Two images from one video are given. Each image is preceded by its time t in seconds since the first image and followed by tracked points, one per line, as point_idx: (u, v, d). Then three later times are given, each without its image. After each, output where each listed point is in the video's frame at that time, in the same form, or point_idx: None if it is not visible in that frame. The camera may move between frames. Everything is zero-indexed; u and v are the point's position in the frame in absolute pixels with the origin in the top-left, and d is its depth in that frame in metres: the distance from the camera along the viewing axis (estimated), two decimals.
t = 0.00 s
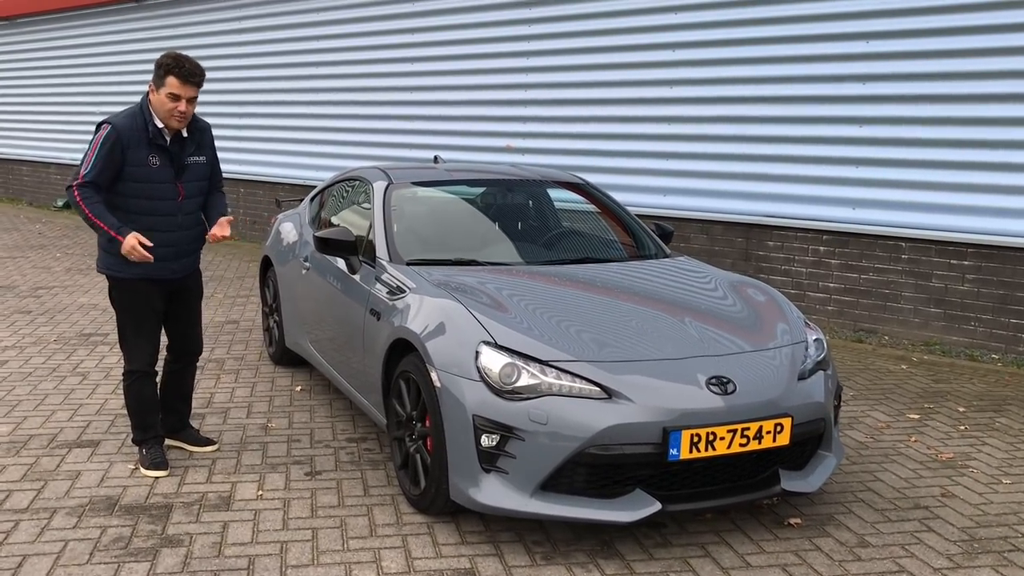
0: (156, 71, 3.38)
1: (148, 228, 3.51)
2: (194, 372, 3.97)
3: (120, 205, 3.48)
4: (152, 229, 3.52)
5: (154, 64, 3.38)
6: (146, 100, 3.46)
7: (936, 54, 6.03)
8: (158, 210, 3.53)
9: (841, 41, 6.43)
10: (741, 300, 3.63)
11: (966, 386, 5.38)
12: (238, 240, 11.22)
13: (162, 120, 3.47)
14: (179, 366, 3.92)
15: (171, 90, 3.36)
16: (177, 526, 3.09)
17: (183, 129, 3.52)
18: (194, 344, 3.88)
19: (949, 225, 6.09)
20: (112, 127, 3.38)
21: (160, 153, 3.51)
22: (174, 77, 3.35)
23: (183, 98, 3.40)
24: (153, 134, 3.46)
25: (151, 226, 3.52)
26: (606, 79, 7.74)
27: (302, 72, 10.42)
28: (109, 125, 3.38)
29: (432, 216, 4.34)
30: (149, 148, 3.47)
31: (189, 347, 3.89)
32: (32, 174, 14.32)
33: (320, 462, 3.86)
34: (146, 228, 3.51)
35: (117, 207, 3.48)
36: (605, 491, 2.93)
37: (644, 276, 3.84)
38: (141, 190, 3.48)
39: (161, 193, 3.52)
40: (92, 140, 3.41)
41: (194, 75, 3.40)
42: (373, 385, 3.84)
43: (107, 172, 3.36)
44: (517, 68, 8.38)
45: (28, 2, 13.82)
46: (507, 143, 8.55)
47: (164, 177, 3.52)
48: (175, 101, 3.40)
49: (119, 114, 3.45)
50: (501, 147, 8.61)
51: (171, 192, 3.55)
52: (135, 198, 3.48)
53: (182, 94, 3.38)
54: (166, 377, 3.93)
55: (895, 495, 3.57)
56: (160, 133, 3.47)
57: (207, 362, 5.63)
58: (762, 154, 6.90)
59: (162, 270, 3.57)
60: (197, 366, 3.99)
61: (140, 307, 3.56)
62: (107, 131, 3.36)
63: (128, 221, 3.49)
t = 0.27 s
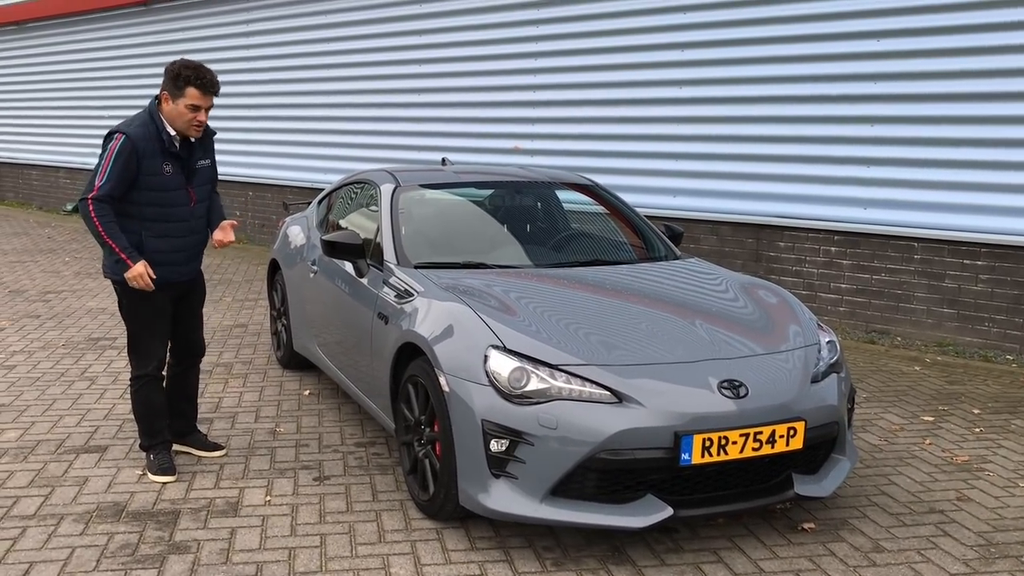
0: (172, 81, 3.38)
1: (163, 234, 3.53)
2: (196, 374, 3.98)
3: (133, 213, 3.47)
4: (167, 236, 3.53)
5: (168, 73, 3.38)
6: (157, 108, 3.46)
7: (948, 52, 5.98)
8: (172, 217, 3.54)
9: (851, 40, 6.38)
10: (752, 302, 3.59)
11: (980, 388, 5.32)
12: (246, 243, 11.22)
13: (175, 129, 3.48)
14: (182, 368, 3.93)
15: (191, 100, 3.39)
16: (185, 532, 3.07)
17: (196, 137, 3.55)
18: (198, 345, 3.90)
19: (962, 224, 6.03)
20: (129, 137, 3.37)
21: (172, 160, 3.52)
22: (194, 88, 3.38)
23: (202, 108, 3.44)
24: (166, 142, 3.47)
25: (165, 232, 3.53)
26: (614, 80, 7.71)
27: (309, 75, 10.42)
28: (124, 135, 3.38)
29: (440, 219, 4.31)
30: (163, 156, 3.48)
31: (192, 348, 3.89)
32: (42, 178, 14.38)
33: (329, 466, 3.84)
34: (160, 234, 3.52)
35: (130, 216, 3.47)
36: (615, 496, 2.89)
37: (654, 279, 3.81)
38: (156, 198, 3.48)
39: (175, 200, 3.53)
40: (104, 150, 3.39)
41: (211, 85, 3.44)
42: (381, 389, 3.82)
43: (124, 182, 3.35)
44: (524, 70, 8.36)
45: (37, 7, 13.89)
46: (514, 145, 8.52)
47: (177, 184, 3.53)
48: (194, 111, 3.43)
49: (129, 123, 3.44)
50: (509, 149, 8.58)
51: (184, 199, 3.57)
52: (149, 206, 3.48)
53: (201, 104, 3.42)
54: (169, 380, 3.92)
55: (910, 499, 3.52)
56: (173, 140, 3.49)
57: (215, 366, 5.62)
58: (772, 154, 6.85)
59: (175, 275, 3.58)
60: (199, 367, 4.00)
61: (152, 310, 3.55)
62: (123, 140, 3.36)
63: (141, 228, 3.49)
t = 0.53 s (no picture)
0: (186, 88, 3.37)
1: (176, 239, 3.56)
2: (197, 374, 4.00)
3: (147, 219, 3.50)
4: (179, 240, 3.57)
5: (182, 80, 3.37)
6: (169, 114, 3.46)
7: (957, 47, 5.94)
8: (185, 222, 3.57)
9: (859, 36, 6.34)
10: (762, 301, 3.56)
11: (994, 385, 5.27)
12: (255, 244, 11.24)
13: (188, 134, 3.50)
14: (184, 368, 3.94)
15: (207, 108, 3.40)
16: (193, 536, 3.07)
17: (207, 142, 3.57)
18: (201, 345, 3.92)
19: (973, 220, 5.98)
20: (146, 144, 3.38)
21: (185, 165, 3.54)
22: (210, 96, 3.39)
23: (216, 115, 3.46)
24: (180, 148, 3.49)
25: (179, 237, 3.56)
26: (621, 78, 7.68)
27: (316, 76, 10.43)
28: (140, 142, 3.38)
29: (448, 219, 4.30)
30: (177, 162, 3.50)
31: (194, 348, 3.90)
32: (51, 182, 14.45)
33: (338, 469, 3.83)
34: (173, 239, 3.55)
35: (145, 221, 3.50)
36: (626, 498, 2.87)
37: (663, 278, 3.78)
38: (170, 204, 3.51)
39: (188, 205, 3.56)
40: (119, 157, 3.38)
41: (225, 92, 3.45)
42: (389, 391, 3.80)
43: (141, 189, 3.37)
44: (531, 69, 8.34)
45: (46, 12, 13.96)
46: (522, 144, 8.50)
47: (189, 189, 3.56)
48: (209, 118, 3.45)
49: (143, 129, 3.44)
50: (517, 148, 8.56)
51: (195, 204, 3.60)
52: (163, 211, 3.50)
53: (216, 112, 3.44)
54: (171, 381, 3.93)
55: (924, 499, 3.48)
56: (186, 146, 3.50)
57: (224, 369, 5.62)
58: (780, 151, 6.81)
59: (186, 278, 3.63)
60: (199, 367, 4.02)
61: (164, 313, 3.56)
62: (140, 148, 3.36)
63: (155, 233, 3.52)
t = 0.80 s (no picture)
0: (191, 87, 3.41)
1: (183, 238, 3.56)
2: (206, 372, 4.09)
3: (154, 219, 3.49)
4: (187, 239, 3.57)
5: (187, 79, 3.41)
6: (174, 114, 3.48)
7: (963, 39, 5.90)
8: (192, 221, 3.57)
9: (864, 28, 6.30)
10: (769, 296, 3.53)
11: (1004, 379, 5.23)
12: (261, 246, 11.24)
13: (193, 134, 3.51)
14: (193, 367, 4.03)
15: (211, 106, 3.43)
16: (199, 540, 3.06)
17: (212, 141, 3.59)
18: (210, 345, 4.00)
19: (982, 213, 5.94)
20: (153, 143, 3.38)
21: (191, 165, 3.54)
22: (215, 94, 3.42)
23: (220, 113, 3.49)
24: (185, 147, 3.49)
25: (186, 235, 3.56)
26: (624, 75, 7.66)
27: (320, 77, 10.43)
28: (148, 141, 3.38)
29: (452, 219, 4.28)
30: (183, 161, 3.50)
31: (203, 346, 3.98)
32: (57, 186, 14.49)
33: (344, 471, 3.82)
34: (181, 238, 3.55)
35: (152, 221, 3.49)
36: (633, 498, 2.84)
37: (669, 275, 3.75)
38: (178, 203, 3.51)
39: (195, 204, 3.56)
40: (127, 157, 3.38)
41: (229, 91, 3.49)
42: (395, 392, 3.79)
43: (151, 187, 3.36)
44: (535, 67, 8.32)
45: (51, 17, 14.00)
46: (526, 142, 8.47)
47: (196, 188, 3.56)
48: (213, 116, 3.47)
49: (149, 129, 3.44)
50: (521, 146, 8.53)
51: (202, 203, 3.60)
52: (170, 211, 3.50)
53: (220, 110, 3.47)
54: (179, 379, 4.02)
55: (934, 494, 3.44)
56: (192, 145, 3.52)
57: (230, 372, 5.62)
58: (786, 146, 6.77)
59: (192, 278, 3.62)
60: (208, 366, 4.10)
61: (170, 311, 3.56)
62: (149, 146, 3.37)
63: (162, 233, 3.51)
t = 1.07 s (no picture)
0: (192, 90, 3.47)
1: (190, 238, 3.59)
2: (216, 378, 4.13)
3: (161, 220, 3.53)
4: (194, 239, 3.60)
5: (188, 83, 3.48)
6: (177, 117, 3.53)
7: (964, 33, 5.88)
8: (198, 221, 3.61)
9: (865, 24, 6.29)
10: (771, 293, 3.52)
11: (1010, 373, 5.20)
12: (265, 249, 11.26)
13: (196, 136, 3.57)
14: (203, 373, 4.07)
15: (213, 107, 3.49)
16: (203, 545, 3.06)
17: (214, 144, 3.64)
18: (222, 349, 4.05)
19: (985, 207, 5.91)
20: (158, 145, 3.43)
21: (195, 166, 3.60)
22: (216, 96, 3.49)
23: (222, 114, 3.55)
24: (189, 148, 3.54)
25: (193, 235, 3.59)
26: (625, 72, 7.64)
27: (321, 79, 10.44)
28: (153, 143, 3.43)
29: (453, 219, 4.27)
30: (188, 162, 3.55)
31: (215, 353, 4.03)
32: (61, 191, 14.52)
33: (348, 474, 3.82)
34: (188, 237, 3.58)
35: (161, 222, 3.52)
36: (637, 497, 2.83)
37: (670, 273, 3.74)
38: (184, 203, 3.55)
39: (200, 204, 3.61)
40: (133, 160, 3.43)
41: (230, 92, 3.55)
42: (398, 394, 3.78)
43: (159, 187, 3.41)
44: (536, 66, 8.31)
45: (53, 22, 14.04)
46: (528, 142, 8.46)
47: (201, 189, 3.61)
48: (215, 117, 3.53)
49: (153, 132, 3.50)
50: (522, 146, 8.53)
51: (207, 204, 3.64)
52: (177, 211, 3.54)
53: (222, 111, 3.53)
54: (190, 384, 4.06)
55: (940, 490, 3.41)
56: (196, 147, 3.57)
57: (234, 375, 5.62)
58: (788, 142, 6.76)
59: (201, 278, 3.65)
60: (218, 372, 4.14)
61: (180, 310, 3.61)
62: (154, 148, 3.42)
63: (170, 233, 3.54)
